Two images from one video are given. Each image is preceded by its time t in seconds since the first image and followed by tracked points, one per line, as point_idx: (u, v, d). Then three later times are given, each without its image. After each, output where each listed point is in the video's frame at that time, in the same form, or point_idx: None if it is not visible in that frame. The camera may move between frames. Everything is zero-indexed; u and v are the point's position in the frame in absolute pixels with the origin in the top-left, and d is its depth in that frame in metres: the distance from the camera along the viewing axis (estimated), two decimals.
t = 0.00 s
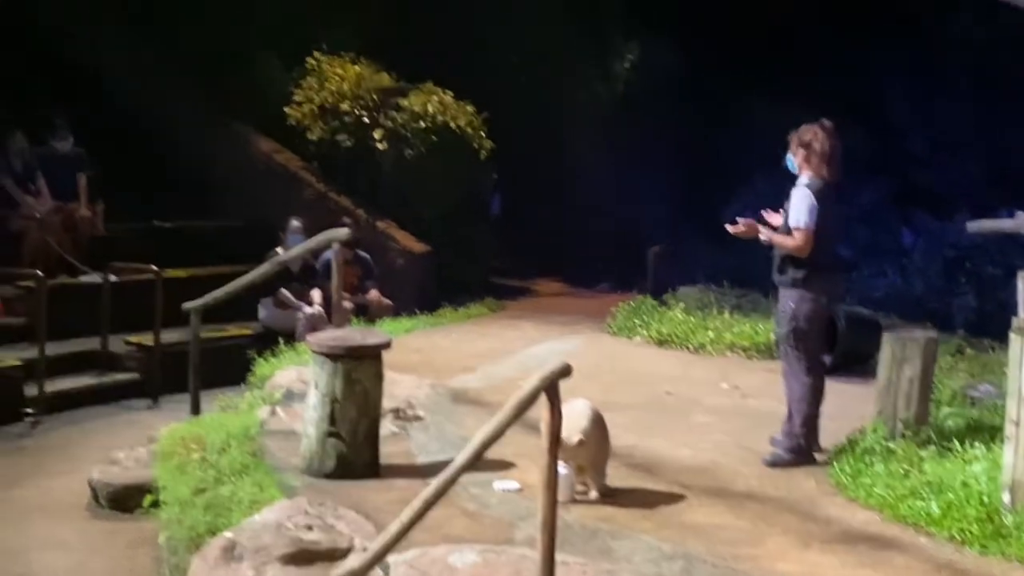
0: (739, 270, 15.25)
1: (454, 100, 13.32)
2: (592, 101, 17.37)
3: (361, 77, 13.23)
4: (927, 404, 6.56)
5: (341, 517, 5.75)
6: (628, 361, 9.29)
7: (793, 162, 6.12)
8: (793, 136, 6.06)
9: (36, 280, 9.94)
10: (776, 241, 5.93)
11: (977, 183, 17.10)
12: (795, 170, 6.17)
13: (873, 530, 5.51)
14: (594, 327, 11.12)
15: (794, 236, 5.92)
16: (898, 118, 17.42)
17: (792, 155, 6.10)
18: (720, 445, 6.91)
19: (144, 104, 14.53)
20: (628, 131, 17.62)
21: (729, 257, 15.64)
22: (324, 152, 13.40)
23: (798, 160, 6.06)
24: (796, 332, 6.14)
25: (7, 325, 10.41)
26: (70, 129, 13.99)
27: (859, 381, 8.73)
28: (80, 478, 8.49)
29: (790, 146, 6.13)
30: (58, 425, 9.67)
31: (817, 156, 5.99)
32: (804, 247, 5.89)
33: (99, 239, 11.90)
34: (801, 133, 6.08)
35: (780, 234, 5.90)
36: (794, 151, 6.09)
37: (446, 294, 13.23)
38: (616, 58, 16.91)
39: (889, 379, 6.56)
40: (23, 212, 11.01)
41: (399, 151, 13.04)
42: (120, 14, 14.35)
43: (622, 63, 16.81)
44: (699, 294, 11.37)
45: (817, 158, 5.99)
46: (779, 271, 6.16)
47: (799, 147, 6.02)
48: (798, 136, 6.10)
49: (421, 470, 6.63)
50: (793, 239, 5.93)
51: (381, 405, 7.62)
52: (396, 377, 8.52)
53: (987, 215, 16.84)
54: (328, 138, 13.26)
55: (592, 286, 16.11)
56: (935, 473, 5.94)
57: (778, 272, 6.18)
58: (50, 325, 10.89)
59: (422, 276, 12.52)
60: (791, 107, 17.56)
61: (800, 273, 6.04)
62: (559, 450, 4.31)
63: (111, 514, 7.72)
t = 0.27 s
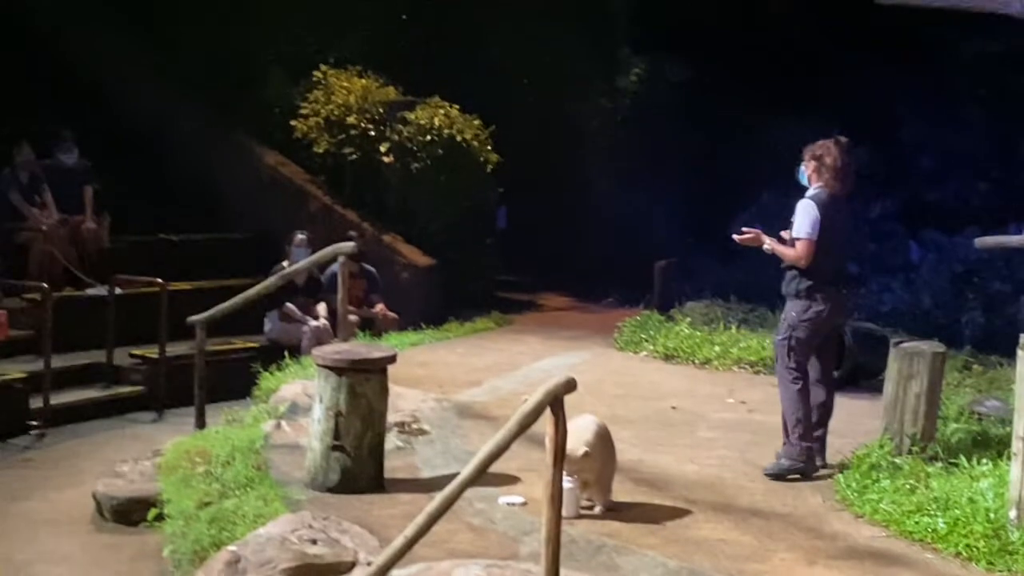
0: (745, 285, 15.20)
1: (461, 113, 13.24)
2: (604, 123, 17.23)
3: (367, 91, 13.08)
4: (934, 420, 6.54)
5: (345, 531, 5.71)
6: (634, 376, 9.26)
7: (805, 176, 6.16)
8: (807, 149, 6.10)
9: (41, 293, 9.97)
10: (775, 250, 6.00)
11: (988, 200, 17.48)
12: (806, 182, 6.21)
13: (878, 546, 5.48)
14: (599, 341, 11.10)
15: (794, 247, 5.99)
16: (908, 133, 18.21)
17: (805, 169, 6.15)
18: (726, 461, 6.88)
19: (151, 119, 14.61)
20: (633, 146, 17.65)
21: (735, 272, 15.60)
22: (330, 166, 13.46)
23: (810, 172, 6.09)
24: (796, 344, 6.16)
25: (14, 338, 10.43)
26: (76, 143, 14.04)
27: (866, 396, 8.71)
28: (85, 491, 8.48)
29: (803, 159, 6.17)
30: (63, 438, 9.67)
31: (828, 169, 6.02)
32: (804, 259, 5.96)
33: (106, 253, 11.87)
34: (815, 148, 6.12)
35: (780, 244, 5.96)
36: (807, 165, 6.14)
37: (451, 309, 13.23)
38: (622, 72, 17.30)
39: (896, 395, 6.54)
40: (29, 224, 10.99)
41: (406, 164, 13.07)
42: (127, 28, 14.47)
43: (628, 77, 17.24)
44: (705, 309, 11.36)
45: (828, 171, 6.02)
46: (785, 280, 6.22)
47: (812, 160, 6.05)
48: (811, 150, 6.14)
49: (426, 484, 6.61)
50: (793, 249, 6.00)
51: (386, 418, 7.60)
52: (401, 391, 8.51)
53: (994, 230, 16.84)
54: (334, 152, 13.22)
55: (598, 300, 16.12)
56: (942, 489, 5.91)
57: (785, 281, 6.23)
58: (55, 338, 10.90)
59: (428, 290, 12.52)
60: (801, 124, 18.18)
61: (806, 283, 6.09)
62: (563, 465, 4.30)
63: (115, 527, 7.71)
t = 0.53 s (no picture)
0: (748, 296, 15.19)
1: (465, 124, 13.21)
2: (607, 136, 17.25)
3: (371, 101, 13.17)
4: (936, 432, 6.54)
5: (346, 541, 5.70)
6: (636, 387, 9.27)
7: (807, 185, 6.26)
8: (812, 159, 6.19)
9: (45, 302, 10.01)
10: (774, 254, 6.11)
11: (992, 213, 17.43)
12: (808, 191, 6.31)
13: (879, 558, 5.48)
14: (602, 352, 11.11)
15: (793, 251, 6.10)
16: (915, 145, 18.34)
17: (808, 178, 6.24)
18: (728, 472, 6.88)
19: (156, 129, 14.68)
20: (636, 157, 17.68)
21: (737, 283, 15.59)
22: (334, 177, 13.66)
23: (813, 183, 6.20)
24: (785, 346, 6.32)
25: (17, 347, 10.47)
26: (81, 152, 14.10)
27: (868, 408, 8.71)
28: (87, 501, 8.49)
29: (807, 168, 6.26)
30: (66, 448, 9.69)
31: (832, 181, 6.13)
32: (801, 263, 6.07)
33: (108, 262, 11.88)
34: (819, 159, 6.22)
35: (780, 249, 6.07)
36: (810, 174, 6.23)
37: (454, 319, 13.24)
38: (626, 84, 17.27)
39: (898, 406, 6.55)
40: (32, 233, 11.03)
41: (409, 175, 13.08)
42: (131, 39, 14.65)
43: (632, 88, 17.16)
44: (708, 320, 11.36)
45: (833, 184, 6.13)
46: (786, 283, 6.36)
47: (818, 170, 6.14)
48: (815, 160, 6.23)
49: (428, 494, 6.62)
50: (791, 253, 6.10)
51: (388, 429, 7.60)
52: (404, 401, 8.52)
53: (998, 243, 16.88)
54: (337, 161, 13.32)
55: (600, 311, 16.13)
56: (943, 501, 5.91)
57: (786, 287, 6.35)
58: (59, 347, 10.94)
59: (430, 300, 12.54)
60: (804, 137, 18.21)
61: (805, 289, 6.21)
62: (564, 476, 4.31)
63: (118, 536, 7.73)
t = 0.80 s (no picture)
0: (747, 303, 15.20)
1: (465, 130, 13.24)
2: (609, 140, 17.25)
3: (372, 106, 13.09)
4: (933, 439, 6.56)
5: (344, 546, 5.71)
6: (635, 393, 9.28)
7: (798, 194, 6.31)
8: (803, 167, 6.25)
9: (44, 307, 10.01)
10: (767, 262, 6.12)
11: (991, 221, 17.61)
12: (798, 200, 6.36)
13: (876, 564, 5.49)
14: (601, 359, 11.12)
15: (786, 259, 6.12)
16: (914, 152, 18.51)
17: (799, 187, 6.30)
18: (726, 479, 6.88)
19: (156, 129, 14.79)
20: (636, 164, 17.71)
21: (736, 291, 15.60)
22: (334, 181, 13.53)
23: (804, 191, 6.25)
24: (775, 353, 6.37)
25: (17, 351, 10.48)
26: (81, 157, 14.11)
27: (866, 415, 8.73)
28: (85, 505, 8.50)
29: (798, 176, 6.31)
30: (65, 453, 9.70)
31: (822, 188, 6.19)
32: (795, 270, 6.09)
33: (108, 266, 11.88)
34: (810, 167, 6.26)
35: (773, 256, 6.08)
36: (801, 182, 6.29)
37: (454, 325, 13.25)
38: (626, 90, 17.38)
39: (896, 412, 6.56)
40: (32, 237, 11.08)
41: (410, 181, 13.10)
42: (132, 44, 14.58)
43: (632, 94, 17.26)
44: (707, 327, 11.38)
45: (825, 192, 6.17)
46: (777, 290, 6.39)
47: (807, 179, 6.20)
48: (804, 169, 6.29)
49: (426, 500, 6.62)
50: (784, 261, 6.12)
51: (387, 434, 7.61)
52: (403, 407, 8.52)
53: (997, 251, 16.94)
54: (338, 167, 13.34)
55: (600, 317, 16.15)
56: (941, 508, 5.92)
57: (778, 294, 6.37)
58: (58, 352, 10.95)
59: (430, 306, 12.54)
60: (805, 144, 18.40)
61: (797, 295, 6.23)
62: (562, 482, 4.31)
63: (116, 541, 7.73)
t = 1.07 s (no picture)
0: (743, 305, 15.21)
1: (461, 131, 13.29)
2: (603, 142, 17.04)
3: (369, 107, 13.13)
4: (928, 440, 6.57)
5: (338, 546, 5.71)
6: (630, 394, 9.29)
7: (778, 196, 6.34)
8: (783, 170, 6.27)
9: (39, 306, 10.02)
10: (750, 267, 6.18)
11: (990, 224, 17.72)
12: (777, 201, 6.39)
13: (870, 566, 5.49)
14: (596, 360, 11.13)
15: (767, 264, 6.18)
16: (909, 158, 18.54)
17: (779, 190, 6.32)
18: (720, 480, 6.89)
19: (154, 129, 14.72)
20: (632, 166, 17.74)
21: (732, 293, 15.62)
22: (331, 182, 13.52)
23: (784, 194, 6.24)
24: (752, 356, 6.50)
25: (12, 351, 10.48)
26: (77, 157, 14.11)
27: (861, 417, 8.74)
28: (80, 505, 8.49)
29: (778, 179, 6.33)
30: (60, 452, 9.69)
31: (805, 192, 6.20)
32: (776, 275, 6.15)
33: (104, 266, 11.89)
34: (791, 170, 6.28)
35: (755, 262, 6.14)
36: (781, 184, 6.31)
37: (449, 326, 13.26)
38: (623, 93, 16.95)
39: (890, 414, 6.58)
40: (28, 237, 11.06)
41: (406, 182, 13.11)
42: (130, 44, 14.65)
43: (629, 97, 16.84)
44: (703, 329, 11.39)
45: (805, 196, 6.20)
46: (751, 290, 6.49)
47: (787, 182, 6.18)
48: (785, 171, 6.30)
49: (420, 500, 6.63)
50: (766, 265, 6.18)
51: (382, 435, 7.61)
52: (398, 407, 8.52)
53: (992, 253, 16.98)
54: (334, 168, 13.30)
55: (596, 319, 16.18)
56: (934, 510, 5.93)
57: (751, 294, 6.46)
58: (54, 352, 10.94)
59: (425, 307, 12.55)
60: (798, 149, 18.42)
61: (770, 297, 6.32)
62: (556, 483, 4.29)
63: (110, 540, 7.73)
